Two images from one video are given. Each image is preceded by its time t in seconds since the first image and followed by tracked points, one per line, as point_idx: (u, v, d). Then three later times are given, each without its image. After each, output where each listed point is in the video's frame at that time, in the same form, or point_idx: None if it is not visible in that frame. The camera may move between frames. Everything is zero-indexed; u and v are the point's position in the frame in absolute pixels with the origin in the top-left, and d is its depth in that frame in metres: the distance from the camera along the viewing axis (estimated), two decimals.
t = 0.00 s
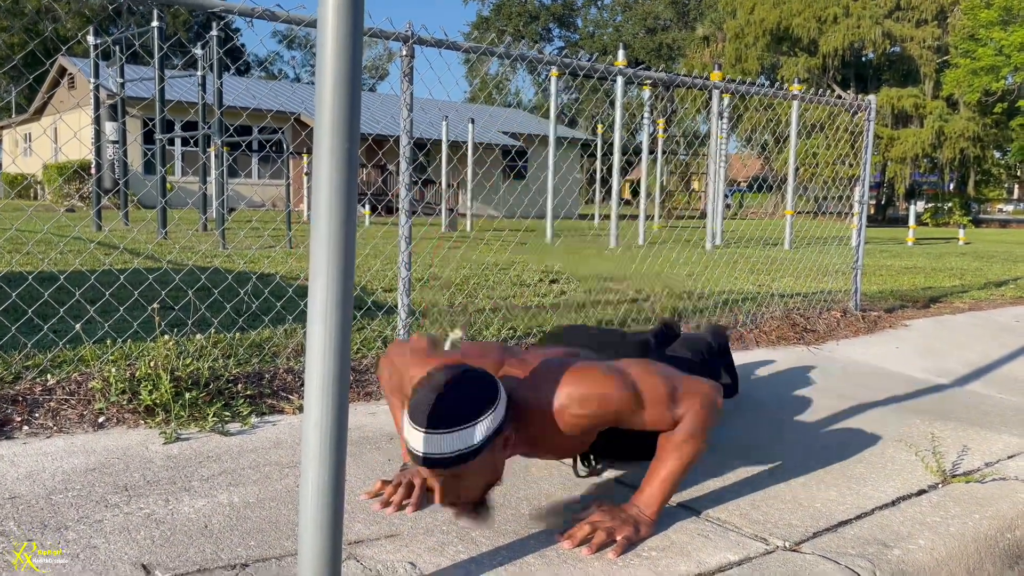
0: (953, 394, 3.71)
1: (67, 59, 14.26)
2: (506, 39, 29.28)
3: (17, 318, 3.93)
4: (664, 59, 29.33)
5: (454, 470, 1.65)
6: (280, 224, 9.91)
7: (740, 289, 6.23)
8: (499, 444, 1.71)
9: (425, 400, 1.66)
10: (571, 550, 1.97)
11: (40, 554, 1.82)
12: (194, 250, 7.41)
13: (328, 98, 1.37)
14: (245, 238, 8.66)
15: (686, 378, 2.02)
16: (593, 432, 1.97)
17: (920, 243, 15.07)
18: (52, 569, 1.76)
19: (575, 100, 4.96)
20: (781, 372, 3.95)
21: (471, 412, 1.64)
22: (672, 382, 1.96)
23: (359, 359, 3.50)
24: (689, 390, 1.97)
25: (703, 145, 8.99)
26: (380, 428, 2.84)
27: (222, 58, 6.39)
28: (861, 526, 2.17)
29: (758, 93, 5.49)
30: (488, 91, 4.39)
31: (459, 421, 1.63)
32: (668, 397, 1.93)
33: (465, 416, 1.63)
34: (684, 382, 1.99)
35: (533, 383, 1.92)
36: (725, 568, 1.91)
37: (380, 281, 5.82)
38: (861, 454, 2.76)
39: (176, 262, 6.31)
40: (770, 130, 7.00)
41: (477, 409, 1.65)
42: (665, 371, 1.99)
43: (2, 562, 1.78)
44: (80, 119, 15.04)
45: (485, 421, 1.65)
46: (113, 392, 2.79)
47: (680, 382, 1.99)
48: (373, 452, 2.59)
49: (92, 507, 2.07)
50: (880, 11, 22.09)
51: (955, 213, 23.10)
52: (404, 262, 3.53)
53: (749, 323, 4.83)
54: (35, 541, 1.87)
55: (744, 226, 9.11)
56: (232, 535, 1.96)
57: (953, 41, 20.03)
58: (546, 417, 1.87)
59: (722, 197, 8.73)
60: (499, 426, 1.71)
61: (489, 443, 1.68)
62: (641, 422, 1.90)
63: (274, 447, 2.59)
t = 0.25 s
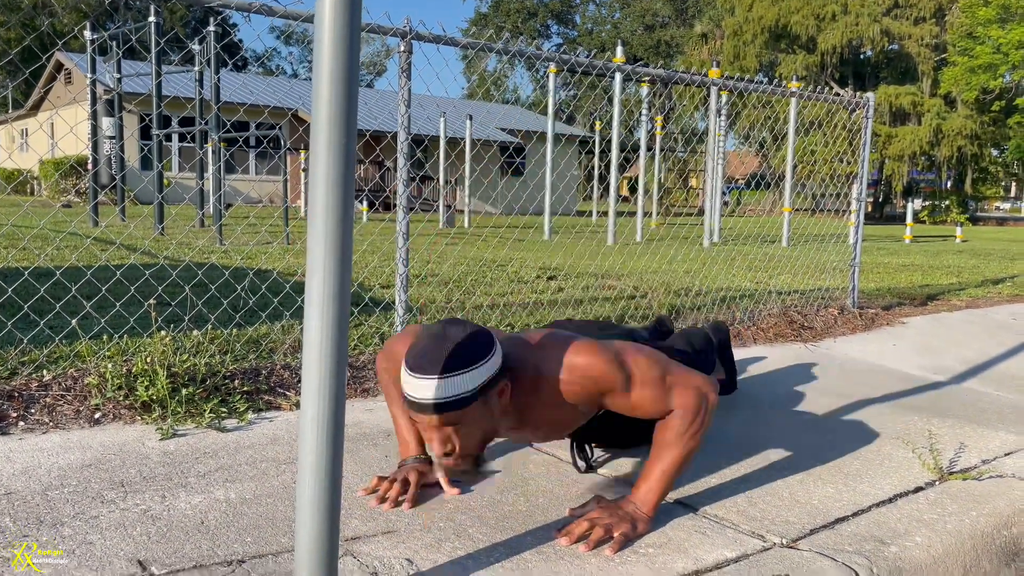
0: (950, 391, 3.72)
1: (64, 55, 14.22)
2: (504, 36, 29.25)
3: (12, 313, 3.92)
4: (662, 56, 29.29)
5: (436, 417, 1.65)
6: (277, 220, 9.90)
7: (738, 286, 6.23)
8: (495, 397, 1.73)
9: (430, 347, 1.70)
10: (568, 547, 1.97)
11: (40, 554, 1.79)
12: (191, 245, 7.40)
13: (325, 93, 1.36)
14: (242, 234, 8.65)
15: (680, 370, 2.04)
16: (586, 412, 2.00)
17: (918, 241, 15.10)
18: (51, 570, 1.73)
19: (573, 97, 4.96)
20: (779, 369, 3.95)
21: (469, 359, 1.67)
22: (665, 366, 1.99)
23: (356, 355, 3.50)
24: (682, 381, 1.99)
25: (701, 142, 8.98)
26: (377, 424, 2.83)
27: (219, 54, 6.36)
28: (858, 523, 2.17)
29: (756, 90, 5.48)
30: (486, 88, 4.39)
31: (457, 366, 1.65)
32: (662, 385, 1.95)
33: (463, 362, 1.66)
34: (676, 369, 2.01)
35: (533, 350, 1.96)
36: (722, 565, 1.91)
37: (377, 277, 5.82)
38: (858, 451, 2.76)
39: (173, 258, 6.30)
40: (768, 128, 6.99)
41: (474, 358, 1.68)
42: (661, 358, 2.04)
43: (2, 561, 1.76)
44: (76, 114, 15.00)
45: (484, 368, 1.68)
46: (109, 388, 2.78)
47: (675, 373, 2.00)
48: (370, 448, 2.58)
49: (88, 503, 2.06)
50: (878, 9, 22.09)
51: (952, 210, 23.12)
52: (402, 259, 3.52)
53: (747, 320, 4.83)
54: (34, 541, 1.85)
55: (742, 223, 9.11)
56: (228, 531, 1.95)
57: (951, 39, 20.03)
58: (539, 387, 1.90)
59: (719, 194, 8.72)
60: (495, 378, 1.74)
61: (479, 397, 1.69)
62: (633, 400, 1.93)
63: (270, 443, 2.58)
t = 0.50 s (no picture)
0: (946, 389, 3.72)
1: (60, 51, 14.19)
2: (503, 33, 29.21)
3: (8, 310, 3.91)
4: (660, 54, 29.26)
5: (455, 245, 1.67)
6: (274, 217, 9.88)
7: (735, 284, 6.23)
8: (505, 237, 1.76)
9: (433, 181, 1.74)
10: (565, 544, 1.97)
11: (41, 554, 1.78)
12: (187, 242, 7.38)
13: (322, 89, 1.36)
14: (240, 231, 8.63)
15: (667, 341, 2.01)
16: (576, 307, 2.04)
17: (915, 239, 15.13)
18: (52, 570, 1.72)
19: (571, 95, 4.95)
20: (776, 367, 3.95)
21: (480, 190, 1.71)
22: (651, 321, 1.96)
23: (353, 352, 3.49)
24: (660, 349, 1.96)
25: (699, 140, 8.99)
26: (374, 421, 2.83)
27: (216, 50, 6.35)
28: (855, 520, 2.18)
29: (753, 88, 5.47)
30: (484, 85, 4.38)
31: (470, 194, 1.69)
32: (639, 337, 1.93)
33: (474, 191, 1.70)
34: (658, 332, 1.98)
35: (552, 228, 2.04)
36: (719, 561, 1.91)
37: (374, 274, 5.81)
38: (856, 448, 2.77)
39: (170, 254, 6.29)
40: (765, 125, 7.00)
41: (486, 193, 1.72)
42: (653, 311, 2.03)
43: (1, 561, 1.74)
44: (73, 111, 14.97)
45: (495, 200, 1.72)
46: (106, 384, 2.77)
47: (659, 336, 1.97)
48: (367, 445, 2.58)
49: (85, 500, 2.06)
50: (876, 7, 22.10)
51: (950, 208, 23.16)
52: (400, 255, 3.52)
53: (744, 318, 4.83)
54: (34, 541, 1.83)
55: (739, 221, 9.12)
56: (225, 527, 1.95)
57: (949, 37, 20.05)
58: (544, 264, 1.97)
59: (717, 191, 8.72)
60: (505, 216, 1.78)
61: (494, 227, 1.73)
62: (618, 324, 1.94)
63: (267, 440, 2.58)
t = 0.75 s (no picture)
0: (944, 387, 3.73)
1: (59, 48, 14.16)
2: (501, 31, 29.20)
3: (6, 308, 3.90)
4: (658, 52, 29.24)
5: (459, 149, 1.74)
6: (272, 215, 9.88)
7: (733, 282, 6.24)
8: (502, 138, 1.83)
9: (422, 96, 1.79)
10: (563, 542, 1.97)
11: (40, 554, 1.77)
12: (185, 240, 7.38)
13: (321, 86, 1.35)
14: (238, 229, 8.62)
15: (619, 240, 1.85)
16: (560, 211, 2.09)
17: (913, 237, 15.14)
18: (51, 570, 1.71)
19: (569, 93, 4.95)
20: (774, 366, 3.96)
21: (471, 93, 1.76)
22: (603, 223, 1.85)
23: (352, 350, 3.49)
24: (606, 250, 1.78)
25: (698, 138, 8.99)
26: (372, 419, 2.83)
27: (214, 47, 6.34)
28: (852, 518, 2.18)
29: (751, 86, 5.47)
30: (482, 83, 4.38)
31: (462, 99, 1.75)
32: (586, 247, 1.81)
33: (462, 97, 1.75)
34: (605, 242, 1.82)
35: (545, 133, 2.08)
36: (717, 560, 1.91)
37: (373, 272, 5.81)
38: (853, 447, 2.77)
39: (168, 252, 6.28)
40: (764, 124, 7.00)
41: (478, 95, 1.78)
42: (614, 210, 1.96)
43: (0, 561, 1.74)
44: (71, 108, 14.95)
45: (487, 101, 1.78)
46: (104, 382, 2.76)
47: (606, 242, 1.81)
48: (366, 443, 2.58)
49: (83, 498, 2.06)
50: (875, 5, 22.11)
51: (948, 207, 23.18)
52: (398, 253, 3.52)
53: (742, 316, 4.83)
54: (33, 541, 1.82)
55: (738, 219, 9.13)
56: (223, 526, 1.95)
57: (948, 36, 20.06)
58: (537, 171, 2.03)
59: (716, 189, 8.72)
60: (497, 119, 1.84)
61: (489, 130, 1.79)
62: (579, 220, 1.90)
63: (265, 438, 2.58)
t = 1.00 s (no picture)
0: (942, 386, 3.73)
1: (58, 47, 14.16)
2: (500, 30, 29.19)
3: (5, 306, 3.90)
4: (657, 51, 29.23)
5: (441, 131, 1.76)
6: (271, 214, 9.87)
7: (731, 281, 6.25)
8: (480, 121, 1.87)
9: (398, 85, 1.80)
10: (563, 540, 1.97)
11: (40, 553, 1.76)
12: (184, 238, 7.37)
13: (321, 84, 1.35)
14: (236, 227, 8.62)
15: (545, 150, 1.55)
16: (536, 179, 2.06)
17: (911, 236, 15.12)
18: (51, 569, 1.71)
19: (568, 92, 4.95)
20: (773, 364, 3.96)
21: (447, 77, 1.80)
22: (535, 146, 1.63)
23: (351, 349, 3.49)
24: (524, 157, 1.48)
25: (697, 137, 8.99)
26: (371, 417, 2.83)
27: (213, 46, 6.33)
28: (852, 517, 2.18)
29: (750, 85, 5.48)
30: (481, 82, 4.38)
31: (437, 82, 1.77)
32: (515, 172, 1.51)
33: (438, 80, 1.78)
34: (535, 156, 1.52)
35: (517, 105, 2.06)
36: (716, 558, 1.91)
37: (372, 271, 5.81)
38: (852, 445, 2.77)
39: (166, 251, 6.28)
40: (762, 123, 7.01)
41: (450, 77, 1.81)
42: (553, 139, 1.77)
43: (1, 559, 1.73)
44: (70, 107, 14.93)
45: (463, 86, 1.82)
46: (104, 380, 2.76)
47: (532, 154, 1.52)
48: (365, 442, 2.58)
49: (82, 496, 2.06)
50: (874, 5, 22.12)
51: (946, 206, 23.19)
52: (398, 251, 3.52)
53: (741, 315, 4.83)
54: (34, 540, 1.82)
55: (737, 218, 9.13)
56: (222, 524, 1.95)
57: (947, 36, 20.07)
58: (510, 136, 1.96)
59: (715, 188, 8.73)
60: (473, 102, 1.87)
61: (467, 112, 1.83)
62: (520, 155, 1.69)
63: (265, 437, 2.58)
